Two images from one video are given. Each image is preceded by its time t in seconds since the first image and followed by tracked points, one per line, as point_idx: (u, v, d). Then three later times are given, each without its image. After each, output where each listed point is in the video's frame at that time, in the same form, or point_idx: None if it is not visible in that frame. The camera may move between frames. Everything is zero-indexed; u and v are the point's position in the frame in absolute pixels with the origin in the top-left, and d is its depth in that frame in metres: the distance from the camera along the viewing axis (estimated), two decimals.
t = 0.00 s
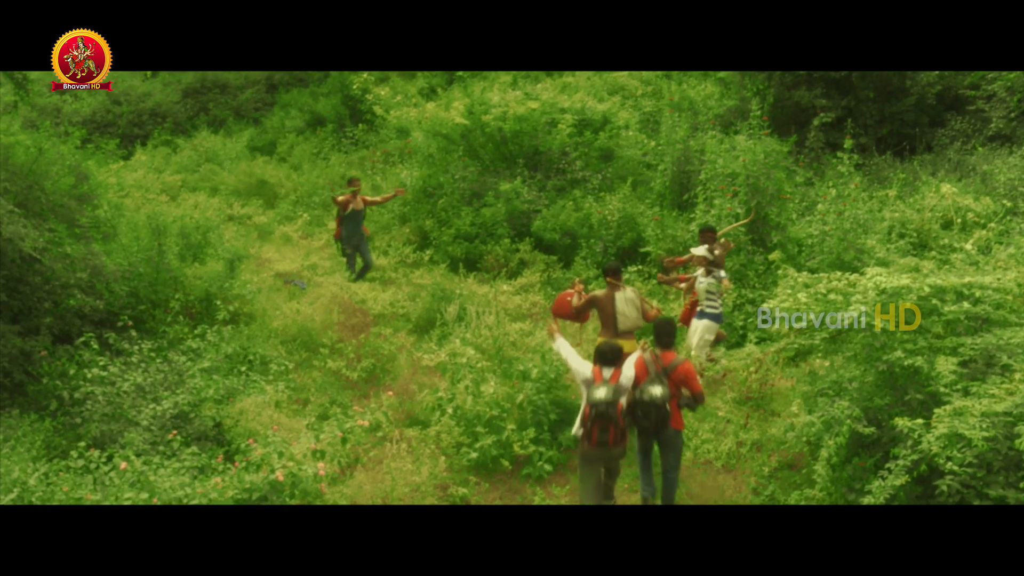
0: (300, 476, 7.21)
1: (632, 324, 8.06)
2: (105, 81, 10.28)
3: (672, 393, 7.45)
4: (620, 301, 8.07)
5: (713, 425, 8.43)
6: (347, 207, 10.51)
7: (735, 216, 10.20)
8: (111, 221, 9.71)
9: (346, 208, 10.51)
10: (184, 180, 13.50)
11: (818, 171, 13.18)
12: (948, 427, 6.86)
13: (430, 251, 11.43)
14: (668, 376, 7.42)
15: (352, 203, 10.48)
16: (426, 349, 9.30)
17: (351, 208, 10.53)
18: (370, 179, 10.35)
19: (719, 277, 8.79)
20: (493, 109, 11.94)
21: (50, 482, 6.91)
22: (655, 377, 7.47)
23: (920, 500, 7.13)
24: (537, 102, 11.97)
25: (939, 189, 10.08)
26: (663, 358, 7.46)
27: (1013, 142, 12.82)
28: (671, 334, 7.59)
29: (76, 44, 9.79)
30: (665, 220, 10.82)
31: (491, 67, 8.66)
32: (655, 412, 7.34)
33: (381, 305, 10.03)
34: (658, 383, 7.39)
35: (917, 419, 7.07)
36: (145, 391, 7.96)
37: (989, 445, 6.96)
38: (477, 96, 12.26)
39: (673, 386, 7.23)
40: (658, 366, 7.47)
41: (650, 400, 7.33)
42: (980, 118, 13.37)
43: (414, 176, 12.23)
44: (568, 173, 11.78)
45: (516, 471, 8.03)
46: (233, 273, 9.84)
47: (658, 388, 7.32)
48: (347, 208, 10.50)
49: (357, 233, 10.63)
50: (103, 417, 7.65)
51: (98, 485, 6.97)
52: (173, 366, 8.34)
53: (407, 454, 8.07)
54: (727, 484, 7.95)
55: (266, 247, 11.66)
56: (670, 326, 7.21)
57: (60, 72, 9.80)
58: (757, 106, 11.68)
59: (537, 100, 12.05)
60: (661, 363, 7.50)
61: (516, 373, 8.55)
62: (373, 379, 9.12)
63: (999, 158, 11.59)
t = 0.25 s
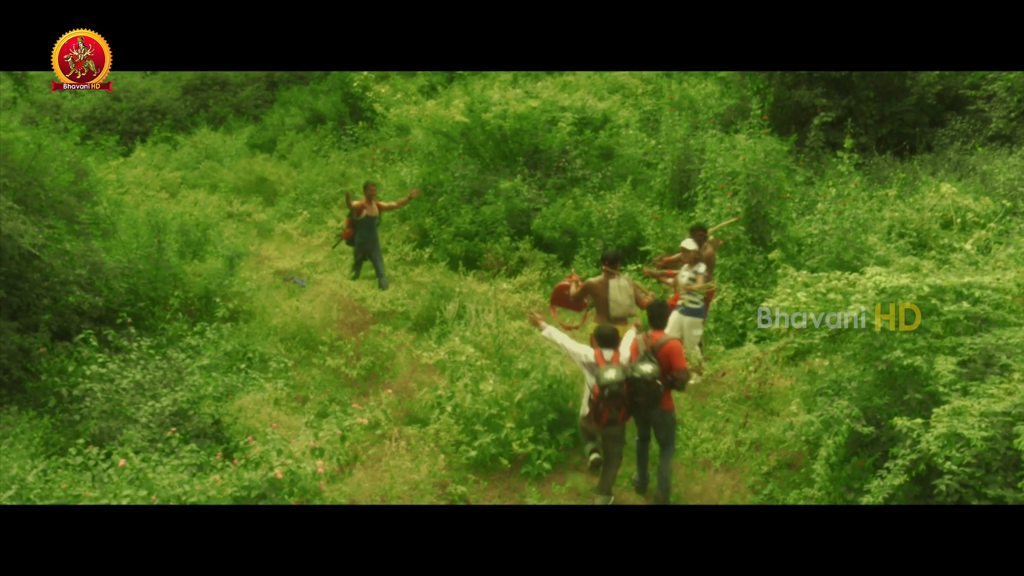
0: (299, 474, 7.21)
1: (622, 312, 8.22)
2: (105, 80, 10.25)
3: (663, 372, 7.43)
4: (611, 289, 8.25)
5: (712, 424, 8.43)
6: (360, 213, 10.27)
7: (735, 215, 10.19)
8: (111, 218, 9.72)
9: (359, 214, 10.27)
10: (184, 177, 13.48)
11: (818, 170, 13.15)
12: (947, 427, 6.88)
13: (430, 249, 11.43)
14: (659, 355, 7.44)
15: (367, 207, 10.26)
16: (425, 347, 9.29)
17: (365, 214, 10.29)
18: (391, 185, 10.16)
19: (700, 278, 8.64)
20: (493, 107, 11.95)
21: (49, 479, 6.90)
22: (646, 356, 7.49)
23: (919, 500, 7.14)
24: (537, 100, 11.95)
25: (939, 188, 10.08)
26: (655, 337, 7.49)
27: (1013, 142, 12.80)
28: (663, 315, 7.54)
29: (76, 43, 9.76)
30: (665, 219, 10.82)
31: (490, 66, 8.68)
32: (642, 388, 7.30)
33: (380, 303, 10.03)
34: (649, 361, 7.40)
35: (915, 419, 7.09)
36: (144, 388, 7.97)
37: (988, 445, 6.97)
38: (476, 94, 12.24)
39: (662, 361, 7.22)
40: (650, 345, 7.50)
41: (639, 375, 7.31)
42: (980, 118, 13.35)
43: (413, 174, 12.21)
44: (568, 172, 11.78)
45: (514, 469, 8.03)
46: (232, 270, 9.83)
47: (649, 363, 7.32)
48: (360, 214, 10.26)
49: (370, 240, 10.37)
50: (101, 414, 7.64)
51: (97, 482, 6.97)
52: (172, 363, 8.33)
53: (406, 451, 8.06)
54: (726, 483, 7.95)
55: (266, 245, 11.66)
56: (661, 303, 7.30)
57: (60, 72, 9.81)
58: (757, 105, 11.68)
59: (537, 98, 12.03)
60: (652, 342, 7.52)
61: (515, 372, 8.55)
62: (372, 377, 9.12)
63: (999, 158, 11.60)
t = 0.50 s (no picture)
0: (292, 476, 7.22)
1: (613, 310, 8.40)
2: (104, 80, 10.34)
3: (654, 356, 7.40)
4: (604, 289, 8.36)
5: (705, 428, 8.42)
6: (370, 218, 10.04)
7: (729, 219, 10.19)
8: (104, 218, 9.81)
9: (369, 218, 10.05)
10: (177, 178, 13.45)
11: (812, 174, 13.18)
12: (940, 432, 6.92)
13: (424, 251, 11.43)
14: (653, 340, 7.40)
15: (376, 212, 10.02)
16: (419, 349, 9.29)
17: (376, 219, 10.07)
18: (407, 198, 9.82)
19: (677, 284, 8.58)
20: (488, 109, 11.88)
21: (40, 479, 6.88)
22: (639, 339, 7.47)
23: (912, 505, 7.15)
24: (532, 103, 11.96)
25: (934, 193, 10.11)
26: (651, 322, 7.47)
27: (1005, 149, 12.82)
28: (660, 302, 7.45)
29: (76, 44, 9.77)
30: (661, 223, 10.83)
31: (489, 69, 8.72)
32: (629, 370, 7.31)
33: (374, 305, 10.02)
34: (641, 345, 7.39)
35: (909, 423, 7.10)
36: (137, 390, 7.95)
37: (982, 450, 6.97)
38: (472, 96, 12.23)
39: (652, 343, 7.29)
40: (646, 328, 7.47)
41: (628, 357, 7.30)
42: (973, 124, 13.36)
43: (408, 176, 12.30)
44: (563, 175, 11.79)
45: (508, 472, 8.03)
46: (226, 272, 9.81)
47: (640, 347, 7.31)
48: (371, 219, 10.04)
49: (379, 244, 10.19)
50: (94, 415, 7.61)
51: (89, 482, 6.95)
52: (165, 365, 8.31)
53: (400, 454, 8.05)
54: (719, 487, 7.96)
55: (261, 247, 11.64)
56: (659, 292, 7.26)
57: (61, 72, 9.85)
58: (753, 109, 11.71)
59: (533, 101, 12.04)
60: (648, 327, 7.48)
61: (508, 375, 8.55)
62: (366, 379, 9.11)
63: (993, 164, 11.63)
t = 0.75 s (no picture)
0: (269, 493, 7.00)
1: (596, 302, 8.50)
2: (103, 82, 9.84)
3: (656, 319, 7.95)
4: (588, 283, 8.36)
5: (705, 439, 7.94)
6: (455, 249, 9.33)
7: (729, 219, 9.75)
8: (66, 220, 8.64)
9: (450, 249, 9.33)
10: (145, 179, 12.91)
11: (817, 172, 12.88)
12: (953, 442, 6.52)
13: (409, 255, 11.01)
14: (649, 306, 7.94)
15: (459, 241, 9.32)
16: (403, 358, 8.85)
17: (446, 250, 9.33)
18: (462, 217, 9.24)
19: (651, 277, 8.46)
20: (474, 106, 11.54)
21: None
22: (641, 307, 7.85)
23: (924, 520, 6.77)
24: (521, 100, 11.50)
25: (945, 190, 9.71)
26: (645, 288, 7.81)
27: None
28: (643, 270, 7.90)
29: (76, 42, 9.35)
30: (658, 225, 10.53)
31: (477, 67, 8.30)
32: (653, 337, 7.83)
33: (356, 312, 9.58)
34: (649, 311, 7.82)
35: (921, 433, 6.71)
36: (103, 404, 7.47)
37: (999, 462, 6.59)
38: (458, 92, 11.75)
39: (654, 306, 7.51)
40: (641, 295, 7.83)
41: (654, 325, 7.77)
42: (989, 115, 12.95)
43: (389, 176, 11.55)
44: (554, 174, 11.39)
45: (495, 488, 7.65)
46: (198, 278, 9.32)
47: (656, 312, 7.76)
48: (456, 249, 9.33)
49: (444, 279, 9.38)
50: (55, 432, 7.23)
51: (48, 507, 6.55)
52: (132, 379, 7.76)
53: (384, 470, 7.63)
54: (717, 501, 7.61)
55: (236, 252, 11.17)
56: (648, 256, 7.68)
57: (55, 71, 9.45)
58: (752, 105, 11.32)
59: (522, 97, 11.58)
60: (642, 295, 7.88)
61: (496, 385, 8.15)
62: (347, 391, 8.68)
63: (1008, 159, 11.25)
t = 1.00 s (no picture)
0: (257, 498, 6.69)
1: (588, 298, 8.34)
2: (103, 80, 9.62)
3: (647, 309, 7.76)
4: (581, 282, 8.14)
5: (705, 443, 7.71)
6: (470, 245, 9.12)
7: (730, 217, 9.52)
8: (45, 218, 8.39)
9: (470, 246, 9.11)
10: (129, 174, 12.59)
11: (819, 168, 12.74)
12: (962, 445, 6.29)
13: (400, 254, 10.81)
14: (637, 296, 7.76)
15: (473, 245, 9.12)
16: (394, 359, 8.62)
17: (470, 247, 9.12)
18: (480, 213, 9.24)
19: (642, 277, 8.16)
20: (468, 100, 11.19)
21: None
22: (627, 299, 7.71)
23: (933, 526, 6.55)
24: (516, 94, 11.25)
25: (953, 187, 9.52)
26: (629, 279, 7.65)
27: None
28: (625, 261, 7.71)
29: (76, 42, 9.10)
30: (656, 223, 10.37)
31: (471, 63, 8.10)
32: (643, 330, 7.68)
33: (346, 312, 9.35)
34: (636, 302, 7.67)
35: (929, 437, 6.49)
36: (84, 407, 7.23)
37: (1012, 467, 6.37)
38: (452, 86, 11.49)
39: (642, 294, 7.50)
40: (626, 286, 7.67)
41: (642, 318, 7.61)
42: (1001, 109, 12.70)
43: (381, 173, 11.56)
44: (550, 171, 11.12)
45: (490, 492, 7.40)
46: (183, 277, 9.05)
47: (642, 304, 7.59)
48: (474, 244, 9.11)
49: (465, 267, 8.85)
50: (33, 436, 6.86)
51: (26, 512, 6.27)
52: (115, 383, 7.52)
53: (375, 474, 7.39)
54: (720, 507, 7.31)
55: (222, 249, 10.90)
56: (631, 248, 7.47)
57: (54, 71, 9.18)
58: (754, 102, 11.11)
59: (518, 92, 11.33)
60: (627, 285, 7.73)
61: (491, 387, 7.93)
62: (337, 393, 8.45)
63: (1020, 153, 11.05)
